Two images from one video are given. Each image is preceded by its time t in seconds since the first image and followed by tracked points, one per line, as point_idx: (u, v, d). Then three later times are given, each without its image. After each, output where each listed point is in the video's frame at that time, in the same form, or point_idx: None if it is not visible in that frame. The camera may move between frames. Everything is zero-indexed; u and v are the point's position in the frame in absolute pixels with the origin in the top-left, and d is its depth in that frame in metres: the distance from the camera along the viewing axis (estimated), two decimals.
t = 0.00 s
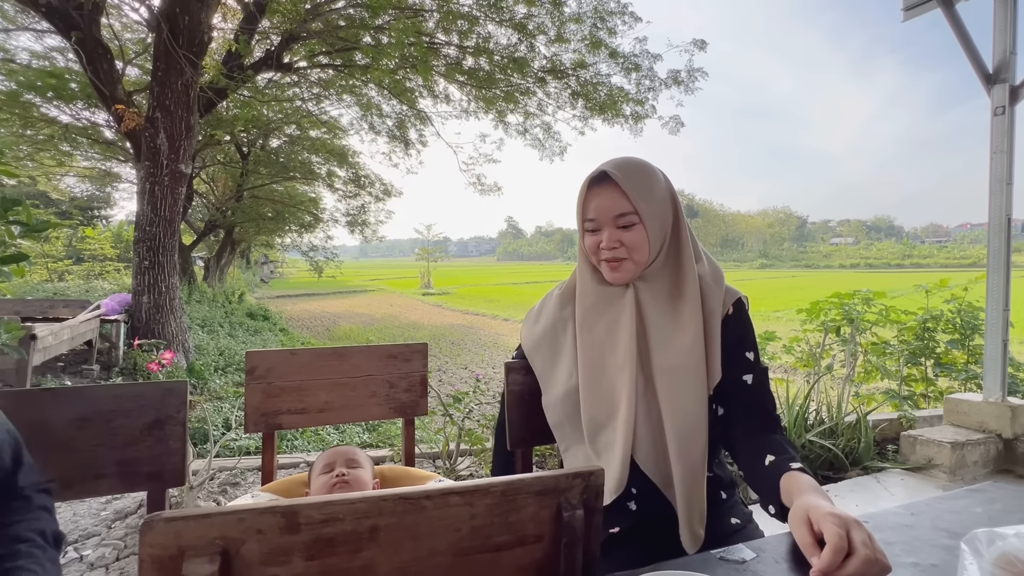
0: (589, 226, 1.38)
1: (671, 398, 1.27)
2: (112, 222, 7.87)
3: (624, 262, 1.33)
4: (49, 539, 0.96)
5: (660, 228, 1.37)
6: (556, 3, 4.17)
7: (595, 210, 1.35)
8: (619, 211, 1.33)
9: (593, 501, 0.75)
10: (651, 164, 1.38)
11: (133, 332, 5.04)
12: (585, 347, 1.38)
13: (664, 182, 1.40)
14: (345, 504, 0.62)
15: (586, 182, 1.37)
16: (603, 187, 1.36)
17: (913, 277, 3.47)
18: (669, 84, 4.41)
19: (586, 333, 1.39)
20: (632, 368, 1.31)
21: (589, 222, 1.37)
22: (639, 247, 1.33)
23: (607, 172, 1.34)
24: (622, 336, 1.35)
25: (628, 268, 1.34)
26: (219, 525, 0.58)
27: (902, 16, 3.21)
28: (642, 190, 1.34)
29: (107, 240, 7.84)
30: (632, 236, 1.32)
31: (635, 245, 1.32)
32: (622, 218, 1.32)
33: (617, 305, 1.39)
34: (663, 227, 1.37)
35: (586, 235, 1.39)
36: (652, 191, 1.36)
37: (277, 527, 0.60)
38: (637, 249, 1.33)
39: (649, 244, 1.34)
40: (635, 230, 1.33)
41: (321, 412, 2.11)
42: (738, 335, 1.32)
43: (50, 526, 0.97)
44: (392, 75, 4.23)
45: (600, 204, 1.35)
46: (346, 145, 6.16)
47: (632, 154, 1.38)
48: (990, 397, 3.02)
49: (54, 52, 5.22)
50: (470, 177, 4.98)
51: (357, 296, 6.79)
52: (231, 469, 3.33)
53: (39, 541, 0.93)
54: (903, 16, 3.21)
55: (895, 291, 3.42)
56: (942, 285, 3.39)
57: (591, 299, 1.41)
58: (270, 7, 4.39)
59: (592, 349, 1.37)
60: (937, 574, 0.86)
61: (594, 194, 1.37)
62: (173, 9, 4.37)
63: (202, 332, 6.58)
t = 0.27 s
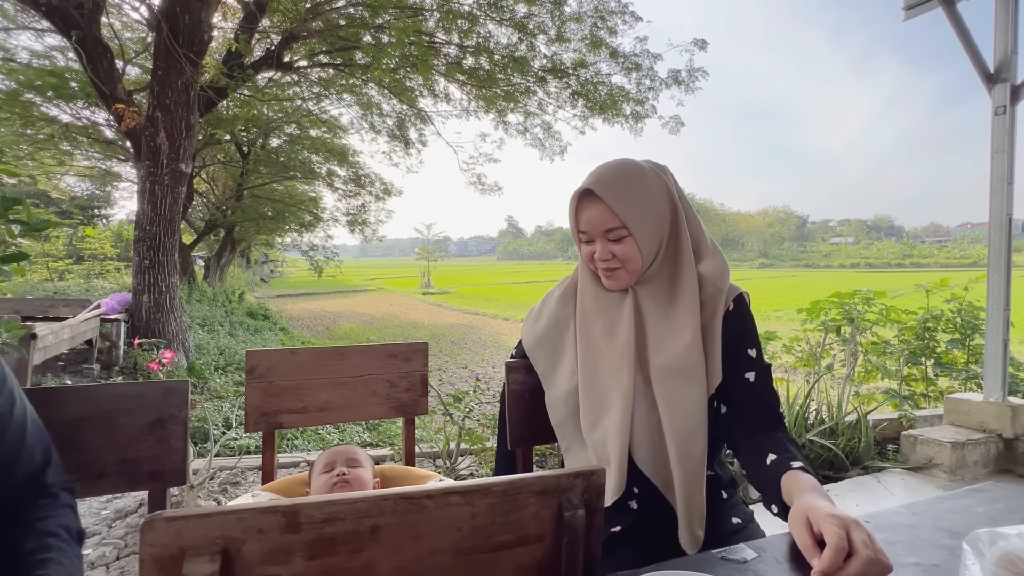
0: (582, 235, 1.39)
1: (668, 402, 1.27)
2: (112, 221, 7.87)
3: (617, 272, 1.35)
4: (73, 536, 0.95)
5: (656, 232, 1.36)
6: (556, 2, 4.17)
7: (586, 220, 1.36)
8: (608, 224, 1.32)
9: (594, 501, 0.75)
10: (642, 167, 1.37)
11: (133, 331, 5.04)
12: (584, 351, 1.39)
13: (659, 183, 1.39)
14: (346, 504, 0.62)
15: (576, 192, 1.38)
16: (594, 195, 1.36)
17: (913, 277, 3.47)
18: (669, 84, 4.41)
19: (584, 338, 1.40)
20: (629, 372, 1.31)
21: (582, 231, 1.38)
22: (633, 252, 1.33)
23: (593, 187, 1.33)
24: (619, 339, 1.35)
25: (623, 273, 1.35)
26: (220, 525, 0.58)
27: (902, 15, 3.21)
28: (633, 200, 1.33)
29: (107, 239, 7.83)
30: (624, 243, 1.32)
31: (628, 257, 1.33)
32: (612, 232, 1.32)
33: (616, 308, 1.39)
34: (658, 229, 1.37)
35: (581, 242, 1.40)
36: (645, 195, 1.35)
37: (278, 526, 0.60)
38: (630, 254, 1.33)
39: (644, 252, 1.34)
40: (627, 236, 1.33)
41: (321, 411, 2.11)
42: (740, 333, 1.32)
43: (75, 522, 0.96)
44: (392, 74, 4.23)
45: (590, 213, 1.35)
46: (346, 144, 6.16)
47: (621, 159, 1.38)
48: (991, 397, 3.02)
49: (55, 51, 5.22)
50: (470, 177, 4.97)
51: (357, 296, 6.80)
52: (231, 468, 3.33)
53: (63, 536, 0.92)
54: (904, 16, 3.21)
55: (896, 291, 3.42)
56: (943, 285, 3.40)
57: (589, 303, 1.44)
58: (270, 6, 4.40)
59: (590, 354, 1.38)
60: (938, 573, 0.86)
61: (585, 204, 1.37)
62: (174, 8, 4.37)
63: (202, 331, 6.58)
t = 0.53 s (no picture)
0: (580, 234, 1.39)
1: (665, 401, 1.28)
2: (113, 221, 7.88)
3: (614, 271, 1.35)
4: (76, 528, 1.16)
5: (653, 231, 1.36)
6: (557, 2, 4.18)
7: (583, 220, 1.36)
8: (604, 225, 1.33)
9: (594, 500, 0.75)
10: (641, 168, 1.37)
11: (134, 330, 5.05)
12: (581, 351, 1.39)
13: (658, 183, 1.39)
14: (347, 503, 0.62)
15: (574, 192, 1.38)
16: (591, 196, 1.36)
17: (915, 276, 3.48)
18: (669, 84, 4.41)
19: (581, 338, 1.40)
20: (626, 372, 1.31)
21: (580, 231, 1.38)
22: (629, 254, 1.33)
23: (589, 187, 1.33)
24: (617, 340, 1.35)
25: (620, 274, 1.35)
26: (221, 524, 0.58)
27: (903, 14, 3.20)
28: (629, 200, 1.33)
29: (108, 239, 7.83)
30: (621, 243, 1.33)
31: (623, 256, 1.33)
32: (607, 232, 1.33)
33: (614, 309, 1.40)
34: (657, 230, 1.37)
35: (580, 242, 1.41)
36: (643, 197, 1.35)
37: (279, 525, 0.60)
38: (627, 256, 1.33)
39: (639, 251, 1.34)
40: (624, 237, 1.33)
41: (322, 410, 2.11)
42: (741, 333, 1.32)
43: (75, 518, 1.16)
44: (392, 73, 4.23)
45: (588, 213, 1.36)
46: (346, 143, 6.16)
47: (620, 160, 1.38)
48: (992, 396, 3.02)
49: (55, 51, 5.22)
50: (471, 176, 4.97)
51: (359, 296, 6.85)
52: (232, 468, 3.34)
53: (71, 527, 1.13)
54: (905, 15, 3.21)
55: (897, 290, 3.43)
56: (944, 284, 3.40)
57: (588, 304, 1.44)
58: (271, 5, 4.41)
59: (587, 353, 1.38)
60: (938, 573, 0.87)
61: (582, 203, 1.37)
62: (174, 8, 4.38)
63: (203, 330, 6.58)
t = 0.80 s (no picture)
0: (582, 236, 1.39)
1: (666, 401, 1.28)
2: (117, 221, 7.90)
3: (616, 271, 1.35)
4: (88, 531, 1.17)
5: (655, 231, 1.36)
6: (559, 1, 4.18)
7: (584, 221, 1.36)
8: (605, 226, 1.33)
9: (597, 500, 0.75)
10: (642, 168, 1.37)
11: (138, 330, 5.07)
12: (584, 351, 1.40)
13: (659, 183, 1.39)
14: (349, 502, 0.62)
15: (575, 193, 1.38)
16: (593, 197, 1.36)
17: (919, 275, 3.47)
18: (672, 83, 4.40)
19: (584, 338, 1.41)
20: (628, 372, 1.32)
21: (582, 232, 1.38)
22: (631, 255, 1.33)
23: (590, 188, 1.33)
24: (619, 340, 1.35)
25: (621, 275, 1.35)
26: (223, 523, 0.58)
27: (908, 12, 3.19)
28: (630, 201, 1.33)
29: (112, 239, 7.85)
30: (622, 244, 1.33)
31: (625, 258, 1.33)
32: (609, 233, 1.33)
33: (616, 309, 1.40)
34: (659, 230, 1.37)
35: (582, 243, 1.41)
36: (644, 197, 1.35)
37: (281, 524, 0.60)
38: (628, 256, 1.33)
39: (642, 253, 1.34)
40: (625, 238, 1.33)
41: (325, 410, 2.11)
42: (743, 332, 1.31)
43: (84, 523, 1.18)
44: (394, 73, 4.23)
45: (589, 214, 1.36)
46: (348, 143, 6.17)
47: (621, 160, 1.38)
48: (997, 396, 3.01)
49: (59, 52, 5.25)
50: (474, 176, 4.96)
51: (361, 294, 6.64)
52: (236, 467, 3.35)
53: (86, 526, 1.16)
54: (909, 13, 3.19)
55: (901, 289, 3.42)
56: (948, 284, 3.41)
57: (590, 304, 1.45)
58: (274, 5, 4.44)
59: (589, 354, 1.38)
60: (943, 573, 0.86)
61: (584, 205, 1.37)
62: (177, 8, 4.39)
63: (206, 330, 6.60)
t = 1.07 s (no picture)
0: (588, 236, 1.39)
1: (672, 402, 1.27)
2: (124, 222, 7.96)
3: (622, 272, 1.35)
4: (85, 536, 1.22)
5: (661, 232, 1.36)
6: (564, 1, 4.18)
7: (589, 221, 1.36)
8: (610, 227, 1.33)
9: (602, 501, 0.74)
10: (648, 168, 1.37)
11: (146, 330, 5.11)
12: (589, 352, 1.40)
13: (666, 183, 1.39)
14: (355, 501, 0.62)
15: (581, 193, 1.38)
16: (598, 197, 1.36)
17: (928, 275, 3.45)
18: (677, 83, 4.38)
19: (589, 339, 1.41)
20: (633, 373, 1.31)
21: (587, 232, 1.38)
22: (636, 255, 1.33)
23: (595, 188, 1.34)
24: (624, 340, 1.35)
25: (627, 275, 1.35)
26: (231, 522, 0.59)
27: (916, 10, 3.17)
28: (636, 201, 1.33)
29: (120, 239, 7.91)
30: (628, 245, 1.33)
31: (630, 258, 1.33)
32: (615, 233, 1.33)
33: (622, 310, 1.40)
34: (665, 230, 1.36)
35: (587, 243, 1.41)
36: (650, 197, 1.35)
37: (288, 523, 0.60)
38: (634, 256, 1.33)
39: (647, 252, 1.34)
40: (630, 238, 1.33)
41: (331, 409, 2.12)
42: (750, 334, 1.30)
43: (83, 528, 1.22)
44: (399, 73, 4.25)
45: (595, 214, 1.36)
46: (354, 143, 6.19)
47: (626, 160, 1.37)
48: (1007, 397, 2.98)
49: (68, 54, 5.29)
50: (479, 176, 4.96)
51: (365, 293, 6.59)
52: (242, 466, 3.36)
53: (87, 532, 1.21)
54: (918, 11, 3.17)
55: (909, 289, 3.40)
56: (957, 284, 3.40)
57: (595, 304, 1.45)
58: (280, 7, 4.50)
59: (595, 354, 1.38)
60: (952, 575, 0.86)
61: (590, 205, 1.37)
62: (184, 10, 4.41)
63: (213, 330, 6.63)
